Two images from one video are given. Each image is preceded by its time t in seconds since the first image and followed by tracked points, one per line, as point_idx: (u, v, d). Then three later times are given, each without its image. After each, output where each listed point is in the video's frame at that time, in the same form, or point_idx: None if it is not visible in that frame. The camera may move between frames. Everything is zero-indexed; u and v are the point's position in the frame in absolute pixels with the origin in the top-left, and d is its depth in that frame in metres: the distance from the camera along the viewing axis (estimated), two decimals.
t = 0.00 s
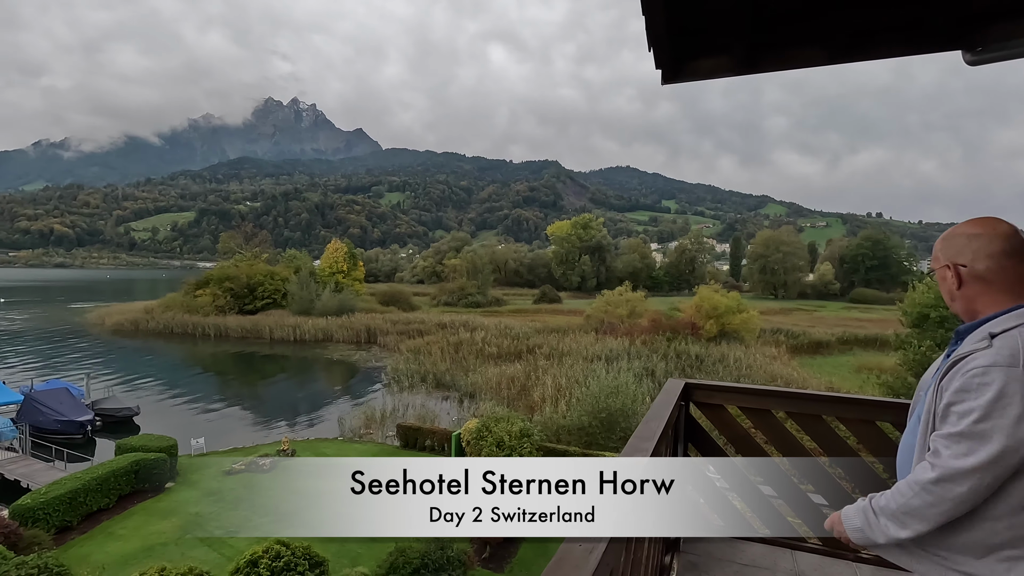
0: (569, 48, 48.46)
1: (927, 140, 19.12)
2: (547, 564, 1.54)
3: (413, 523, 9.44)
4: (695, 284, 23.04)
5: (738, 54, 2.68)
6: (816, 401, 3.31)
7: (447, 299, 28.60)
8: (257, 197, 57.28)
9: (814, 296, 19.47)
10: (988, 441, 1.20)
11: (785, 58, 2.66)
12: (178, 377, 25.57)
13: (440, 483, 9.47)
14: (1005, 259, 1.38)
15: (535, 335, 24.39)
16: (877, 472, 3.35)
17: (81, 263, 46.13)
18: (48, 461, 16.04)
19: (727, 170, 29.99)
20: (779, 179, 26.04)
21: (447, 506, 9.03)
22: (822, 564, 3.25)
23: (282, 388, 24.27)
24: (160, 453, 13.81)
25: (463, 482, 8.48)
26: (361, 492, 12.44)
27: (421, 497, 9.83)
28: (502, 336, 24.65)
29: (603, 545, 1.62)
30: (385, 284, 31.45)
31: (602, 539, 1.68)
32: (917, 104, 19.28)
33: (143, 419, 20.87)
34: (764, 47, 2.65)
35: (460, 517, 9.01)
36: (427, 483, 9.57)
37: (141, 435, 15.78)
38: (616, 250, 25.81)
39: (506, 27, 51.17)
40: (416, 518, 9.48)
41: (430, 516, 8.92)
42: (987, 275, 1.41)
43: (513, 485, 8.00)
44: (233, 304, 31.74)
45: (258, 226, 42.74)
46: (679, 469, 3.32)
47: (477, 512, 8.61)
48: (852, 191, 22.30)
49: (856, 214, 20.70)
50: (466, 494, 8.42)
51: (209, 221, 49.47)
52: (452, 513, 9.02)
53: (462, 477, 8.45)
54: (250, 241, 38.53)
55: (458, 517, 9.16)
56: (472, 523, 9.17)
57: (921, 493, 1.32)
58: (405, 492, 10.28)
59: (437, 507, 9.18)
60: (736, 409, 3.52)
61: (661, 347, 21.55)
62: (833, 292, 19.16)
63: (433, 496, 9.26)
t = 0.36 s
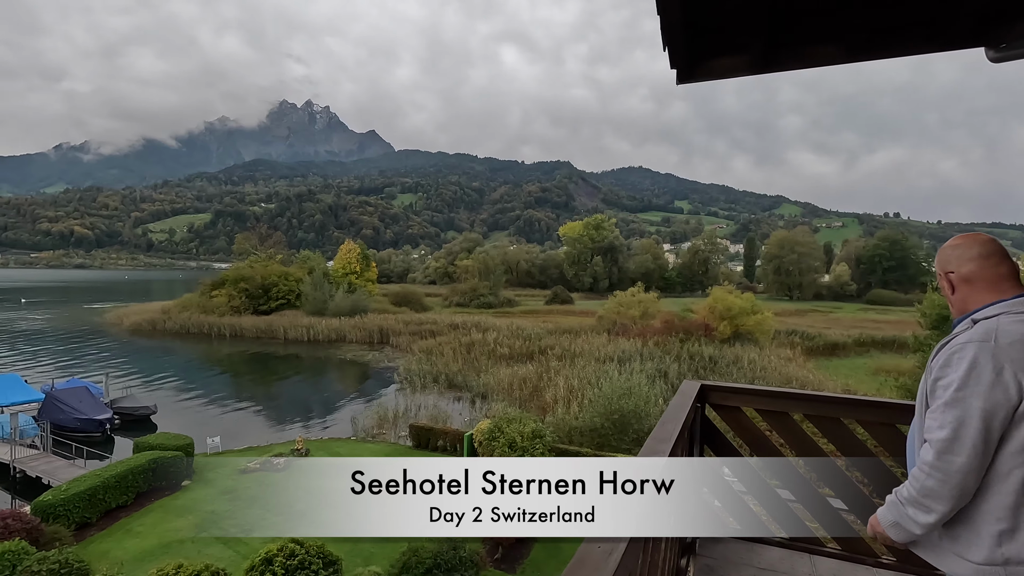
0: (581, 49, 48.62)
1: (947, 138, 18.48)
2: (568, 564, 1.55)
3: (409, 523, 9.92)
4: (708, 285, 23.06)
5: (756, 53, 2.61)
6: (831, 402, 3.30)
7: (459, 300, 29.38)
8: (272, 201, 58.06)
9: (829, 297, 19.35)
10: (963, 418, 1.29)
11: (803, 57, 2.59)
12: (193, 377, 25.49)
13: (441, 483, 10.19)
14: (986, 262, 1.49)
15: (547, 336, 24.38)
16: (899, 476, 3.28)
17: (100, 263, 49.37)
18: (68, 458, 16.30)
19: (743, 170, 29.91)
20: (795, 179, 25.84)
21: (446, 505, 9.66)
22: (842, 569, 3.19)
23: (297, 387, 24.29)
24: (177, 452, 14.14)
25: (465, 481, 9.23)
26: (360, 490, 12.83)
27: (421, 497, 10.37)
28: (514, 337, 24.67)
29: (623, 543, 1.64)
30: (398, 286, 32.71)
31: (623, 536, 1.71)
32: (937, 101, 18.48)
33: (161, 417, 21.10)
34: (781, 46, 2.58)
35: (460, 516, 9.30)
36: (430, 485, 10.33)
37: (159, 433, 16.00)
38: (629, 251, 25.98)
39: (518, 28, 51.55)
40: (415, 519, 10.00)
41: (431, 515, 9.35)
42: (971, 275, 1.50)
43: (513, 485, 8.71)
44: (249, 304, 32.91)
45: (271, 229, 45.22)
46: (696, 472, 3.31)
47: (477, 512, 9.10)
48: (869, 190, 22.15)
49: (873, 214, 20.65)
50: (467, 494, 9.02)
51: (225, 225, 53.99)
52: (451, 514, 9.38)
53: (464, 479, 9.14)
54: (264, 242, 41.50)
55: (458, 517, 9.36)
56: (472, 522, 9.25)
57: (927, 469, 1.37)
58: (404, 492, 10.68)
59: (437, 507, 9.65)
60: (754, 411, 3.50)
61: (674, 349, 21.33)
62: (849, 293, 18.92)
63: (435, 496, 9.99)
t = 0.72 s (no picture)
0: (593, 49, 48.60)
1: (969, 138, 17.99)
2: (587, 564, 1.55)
3: (411, 525, 10.54)
4: (721, 286, 22.93)
5: (771, 51, 2.55)
6: (846, 404, 3.26)
7: (471, 301, 29.70)
8: (286, 202, 58.67)
9: (846, 297, 19.02)
10: (926, 390, 1.35)
11: (822, 55, 2.51)
12: (208, 376, 25.83)
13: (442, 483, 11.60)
14: (987, 255, 1.46)
15: (559, 337, 24.39)
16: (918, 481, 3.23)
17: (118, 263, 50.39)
18: (86, 455, 16.57)
19: (757, 170, 29.65)
20: (811, 179, 25.48)
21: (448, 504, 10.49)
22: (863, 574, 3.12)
23: (310, 387, 24.50)
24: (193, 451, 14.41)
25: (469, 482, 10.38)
26: (360, 490, 13.33)
27: (421, 496, 11.34)
28: (526, 338, 24.68)
29: (641, 542, 1.63)
30: (410, 287, 33.24)
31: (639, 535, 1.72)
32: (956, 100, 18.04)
33: (176, 416, 21.32)
34: (799, 45, 2.51)
35: (459, 516, 9.87)
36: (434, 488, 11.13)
37: (175, 432, 16.20)
38: (640, 251, 25.93)
39: (530, 29, 51.70)
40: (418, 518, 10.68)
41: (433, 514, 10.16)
42: (968, 267, 1.47)
43: (513, 485, 10.05)
44: (263, 305, 33.56)
45: (286, 231, 46.48)
46: (714, 475, 3.28)
47: (478, 512, 9.87)
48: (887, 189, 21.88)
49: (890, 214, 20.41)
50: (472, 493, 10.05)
51: (240, 225, 55.77)
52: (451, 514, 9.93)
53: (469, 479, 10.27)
54: (278, 242, 42.60)
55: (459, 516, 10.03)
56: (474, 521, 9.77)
57: (897, 440, 1.41)
58: (404, 492, 11.76)
59: (437, 508, 10.46)
60: (770, 413, 3.46)
61: (686, 350, 21.17)
62: (866, 295, 18.57)
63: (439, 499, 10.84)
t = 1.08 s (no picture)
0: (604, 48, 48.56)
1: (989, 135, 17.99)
2: (605, 564, 1.55)
3: (410, 524, 10.70)
4: (734, 286, 22.77)
5: (788, 49, 2.52)
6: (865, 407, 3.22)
7: (483, 301, 29.91)
8: (299, 203, 59.25)
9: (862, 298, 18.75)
10: (868, 384, 1.60)
11: (840, 53, 2.47)
12: (223, 375, 26.15)
13: (441, 483, 12.33)
14: (939, 267, 1.66)
15: (570, 338, 24.33)
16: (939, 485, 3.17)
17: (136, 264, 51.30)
18: (104, 453, 16.84)
19: (771, 169, 29.38)
20: (826, 177, 25.12)
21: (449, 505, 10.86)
22: None
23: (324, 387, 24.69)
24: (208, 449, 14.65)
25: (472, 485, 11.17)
26: (360, 491, 13.46)
27: (421, 496, 11.81)
28: (538, 338, 24.65)
29: (658, 542, 1.64)
30: (422, 287, 33.57)
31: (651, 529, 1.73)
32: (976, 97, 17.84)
33: (192, 414, 21.60)
34: (816, 43, 2.48)
35: (459, 517, 10.25)
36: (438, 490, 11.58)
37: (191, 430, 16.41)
38: (653, 252, 25.81)
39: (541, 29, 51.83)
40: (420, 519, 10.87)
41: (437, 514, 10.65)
42: (921, 277, 1.69)
43: (515, 484, 10.78)
44: (277, 305, 34.09)
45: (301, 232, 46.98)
46: (731, 478, 3.24)
47: (478, 513, 10.27)
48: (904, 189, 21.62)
49: (907, 214, 20.15)
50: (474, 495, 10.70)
51: (255, 226, 56.33)
52: (451, 515, 10.39)
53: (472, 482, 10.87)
54: (291, 243, 43.18)
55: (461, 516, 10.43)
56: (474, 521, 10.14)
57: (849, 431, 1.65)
58: (405, 492, 12.28)
59: (437, 508, 10.87)
60: (788, 415, 3.43)
61: (699, 351, 21.01)
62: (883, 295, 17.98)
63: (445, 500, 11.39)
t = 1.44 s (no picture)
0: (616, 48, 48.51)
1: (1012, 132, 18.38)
2: (620, 565, 1.54)
3: (410, 524, 10.70)
4: (748, 287, 22.65)
5: (802, 48, 2.47)
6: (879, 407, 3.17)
7: (494, 301, 30.09)
8: (313, 204, 59.79)
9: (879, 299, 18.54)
10: (824, 366, 1.76)
11: (855, 51, 2.42)
12: (237, 374, 26.43)
13: (441, 483, 12.25)
14: (897, 262, 1.80)
15: (582, 338, 24.30)
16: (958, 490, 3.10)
17: (152, 264, 52.12)
18: (123, 450, 17.12)
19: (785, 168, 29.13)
20: (841, 176, 24.83)
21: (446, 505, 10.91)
22: None
23: (336, 385, 24.91)
24: (223, 448, 14.95)
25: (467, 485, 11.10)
26: (360, 490, 13.42)
27: (421, 496, 11.78)
28: (549, 339, 24.63)
29: (673, 540, 1.63)
30: (434, 288, 33.79)
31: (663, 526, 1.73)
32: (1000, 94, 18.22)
33: (207, 413, 21.87)
34: (831, 41, 2.43)
35: (459, 517, 9.95)
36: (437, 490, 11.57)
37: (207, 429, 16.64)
38: (665, 252, 25.70)
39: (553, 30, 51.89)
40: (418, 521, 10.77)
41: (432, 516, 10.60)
42: (882, 273, 1.83)
43: (513, 485, 10.50)
44: (291, 305, 34.57)
45: (314, 233, 47.42)
46: (745, 481, 3.21)
47: (478, 513, 9.87)
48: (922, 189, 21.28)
49: (925, 214, 19.87)
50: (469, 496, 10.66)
51: (269, 227, 57.02)
52: (451, 515, 10.19)
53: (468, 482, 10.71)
54: (305, 244, 43.72)
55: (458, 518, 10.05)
56: (472, 523, 9.70)
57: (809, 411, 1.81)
58: (405, 492, 12.17)
59: (437, 508, 10.90)
60: (802, 416, 3.38)
61: (712, 352, 20.89)
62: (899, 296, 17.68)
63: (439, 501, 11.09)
